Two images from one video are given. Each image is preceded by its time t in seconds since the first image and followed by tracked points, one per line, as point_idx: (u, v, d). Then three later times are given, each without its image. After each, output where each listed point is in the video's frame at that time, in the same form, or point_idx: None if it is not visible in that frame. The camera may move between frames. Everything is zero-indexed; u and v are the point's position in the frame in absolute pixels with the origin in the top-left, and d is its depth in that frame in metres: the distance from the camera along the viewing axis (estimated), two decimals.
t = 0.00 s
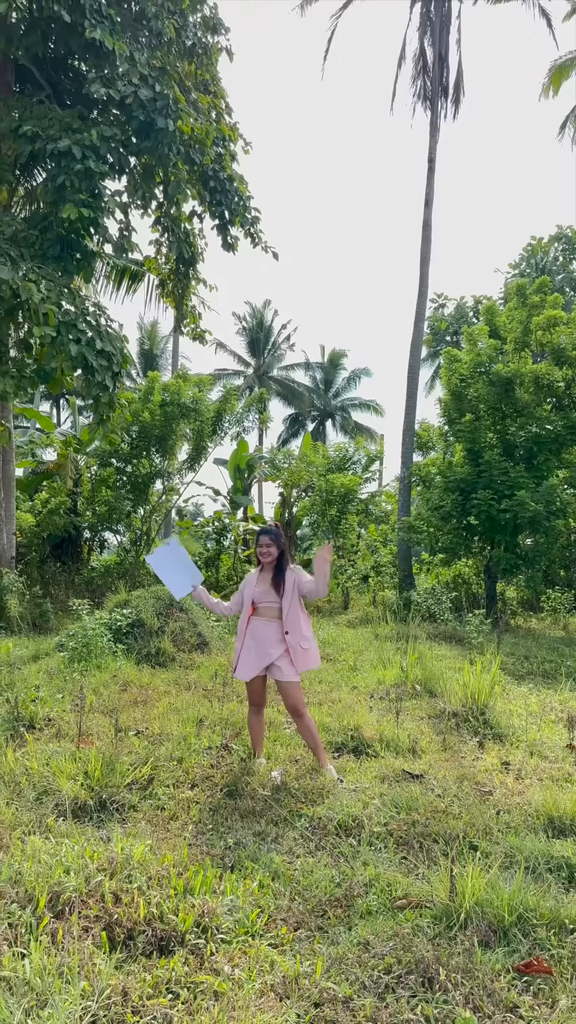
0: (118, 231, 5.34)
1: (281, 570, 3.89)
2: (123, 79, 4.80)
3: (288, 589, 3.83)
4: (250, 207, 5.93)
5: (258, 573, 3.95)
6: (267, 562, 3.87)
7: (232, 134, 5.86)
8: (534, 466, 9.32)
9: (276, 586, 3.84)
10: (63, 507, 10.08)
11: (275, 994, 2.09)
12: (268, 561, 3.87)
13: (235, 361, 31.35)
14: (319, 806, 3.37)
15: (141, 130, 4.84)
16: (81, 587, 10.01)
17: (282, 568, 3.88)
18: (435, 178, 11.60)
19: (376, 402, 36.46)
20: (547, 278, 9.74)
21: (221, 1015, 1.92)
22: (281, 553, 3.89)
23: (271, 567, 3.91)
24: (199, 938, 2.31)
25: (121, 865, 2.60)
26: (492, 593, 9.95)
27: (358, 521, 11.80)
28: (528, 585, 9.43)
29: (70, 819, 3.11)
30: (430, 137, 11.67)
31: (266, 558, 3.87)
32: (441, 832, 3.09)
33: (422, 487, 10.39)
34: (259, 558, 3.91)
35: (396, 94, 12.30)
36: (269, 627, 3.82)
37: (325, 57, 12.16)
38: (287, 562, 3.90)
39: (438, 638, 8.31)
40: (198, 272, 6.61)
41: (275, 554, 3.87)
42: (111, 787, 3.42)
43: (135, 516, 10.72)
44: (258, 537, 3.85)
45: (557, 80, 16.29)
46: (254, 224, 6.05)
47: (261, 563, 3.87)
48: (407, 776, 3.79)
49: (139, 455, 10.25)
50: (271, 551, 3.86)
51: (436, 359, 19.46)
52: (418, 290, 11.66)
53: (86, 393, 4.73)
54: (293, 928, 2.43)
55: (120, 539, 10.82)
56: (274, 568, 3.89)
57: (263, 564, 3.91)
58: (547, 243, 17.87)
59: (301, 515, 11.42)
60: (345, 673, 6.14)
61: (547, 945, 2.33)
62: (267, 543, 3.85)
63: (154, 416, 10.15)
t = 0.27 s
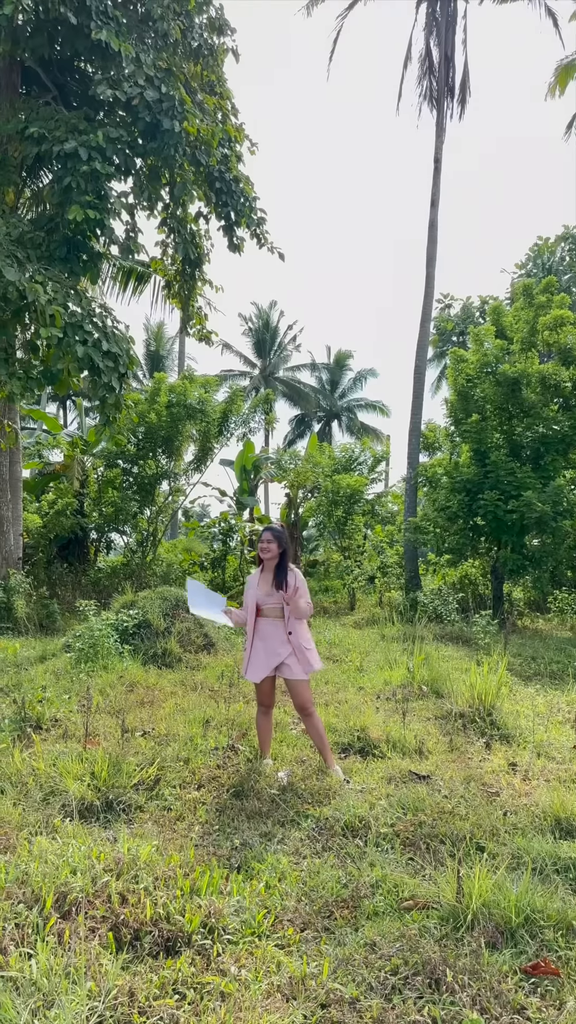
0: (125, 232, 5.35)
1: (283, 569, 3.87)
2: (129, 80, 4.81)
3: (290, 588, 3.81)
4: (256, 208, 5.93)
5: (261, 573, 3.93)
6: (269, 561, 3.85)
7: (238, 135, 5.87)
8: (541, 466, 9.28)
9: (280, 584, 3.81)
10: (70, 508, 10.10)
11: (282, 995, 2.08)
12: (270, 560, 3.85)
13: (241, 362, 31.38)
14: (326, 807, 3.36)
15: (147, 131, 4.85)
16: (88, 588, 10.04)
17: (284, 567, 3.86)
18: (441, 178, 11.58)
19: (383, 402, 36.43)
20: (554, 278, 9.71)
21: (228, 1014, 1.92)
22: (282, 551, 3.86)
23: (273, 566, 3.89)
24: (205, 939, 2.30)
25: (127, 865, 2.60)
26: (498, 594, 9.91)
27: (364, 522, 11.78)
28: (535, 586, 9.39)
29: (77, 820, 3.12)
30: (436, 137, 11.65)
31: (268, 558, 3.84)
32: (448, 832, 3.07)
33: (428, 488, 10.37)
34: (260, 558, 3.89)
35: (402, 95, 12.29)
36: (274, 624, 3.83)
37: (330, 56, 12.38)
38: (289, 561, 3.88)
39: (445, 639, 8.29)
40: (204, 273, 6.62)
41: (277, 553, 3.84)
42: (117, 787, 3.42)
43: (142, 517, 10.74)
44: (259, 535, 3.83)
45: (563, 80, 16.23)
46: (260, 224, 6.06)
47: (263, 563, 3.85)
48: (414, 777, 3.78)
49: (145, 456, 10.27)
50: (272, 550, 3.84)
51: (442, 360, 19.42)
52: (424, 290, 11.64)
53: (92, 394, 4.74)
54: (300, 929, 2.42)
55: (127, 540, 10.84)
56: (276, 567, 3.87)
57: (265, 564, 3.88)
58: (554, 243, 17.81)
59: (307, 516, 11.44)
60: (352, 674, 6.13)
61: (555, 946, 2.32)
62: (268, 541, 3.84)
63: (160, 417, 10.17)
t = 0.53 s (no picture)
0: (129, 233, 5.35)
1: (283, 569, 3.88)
2: (133, 81, 4.82)
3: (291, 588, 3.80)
4: (260, 208, 5.93)
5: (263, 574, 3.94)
6: (269, 562, 3.86)
7: (242, 136, 5.87)
8: (545, 466, 9.26)
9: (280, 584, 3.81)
10: (75, 509, 10.12)
11: (286, 995, 2.08)
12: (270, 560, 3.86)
13: (244, 362, 31.38)
14: (331, 807, 3.36)
15: (152, 132, 4.85)
16: (93, 588, 10.05)
17: (284, 567, 3.88)
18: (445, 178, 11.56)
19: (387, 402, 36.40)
20: (558, 277, 9.68)
21: (232, 1015, 1.92)
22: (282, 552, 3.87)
23: (274, 567, 3.90)
24: (210, 939, 2.30)
25: (132, 866, 2.60)
26: (503, 594, 9.89)
27: (369, 522, 11.77)
28: (540, 586, 9.37)
29: (81, 820, 3.12)
30: (441, 137, 11.63)
31: (267, 558, 3.86)
32: (453, 832, 3.07)
33: (432, 488, 10.36)
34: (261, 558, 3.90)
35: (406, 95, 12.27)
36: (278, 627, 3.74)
37: (333, 64, 12.61)
38: (288, 561, 3.90)
39: (449, 639, 8.27)
40: (207, 274, 6.62)
41: (276, 553, 3.86)
42: (122, 788, 3.43)
43: (146, 518, 10.75)
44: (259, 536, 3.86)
45: (567, 79, 16.20)
46: (264, 225, 6.05)
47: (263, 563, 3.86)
48: (418, 777, 3.78)
49: (150, 457, 10.29)
50: (271, 549, 3.84)
51: (446, 359, 19.38)
52: (428, 290, 11.63)
53: (96, 395, 4.74)
54: (305, 929, 2.42)
55: (131, 540, 10.85)
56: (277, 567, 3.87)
57: (265, 565, 3.90)
58: (559, 243, 17.76)
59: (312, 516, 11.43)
60: (356, 674, 6.13)
61: (560, 947, 2.31)
62: (267, 541, 3.85)
63: (165, 417, 10.19)
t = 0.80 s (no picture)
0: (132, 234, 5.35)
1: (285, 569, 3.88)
2: (136, 81, 4.82)
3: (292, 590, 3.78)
4: (263, 209, 5.93)
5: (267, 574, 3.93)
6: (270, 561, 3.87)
7: (244, 135, 5.87)
8: (549, 466, 9.24)
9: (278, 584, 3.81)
10: (78, 509, 10.13)
11: (290, 995, 2.08)
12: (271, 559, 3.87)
13: (247, 362, 31.38)
14: (334, 807, 3.35)
15: (154, 132, 4.85)
16: (96, 588, 10.06)
17: (285, 568, 3.88)
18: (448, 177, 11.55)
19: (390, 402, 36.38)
20: (561, 277, 9.66)
21: (236, 1016, 1.92)
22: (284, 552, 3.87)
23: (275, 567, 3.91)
24: (214, 939, 2.30)
25: (135, 866, 2.61)
26: (506, 594, 9.87)
27: (372, 522, 11.77)
28: (543, 586, 9.35)
29: (85, 820, 3.12)
30: (443, 136, 11.61)
31: (268, 559, 3.87)
32: (456, 833, 3.06)
33: (435, 488, 10.35)
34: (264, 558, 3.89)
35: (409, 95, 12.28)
36: (276, 628, 3.70)
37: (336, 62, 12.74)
38: (290, 561, 3.90)
39: (453, 639, 8.25)
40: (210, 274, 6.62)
41: (276, 554, 3.87)
42: (125, 788, 3.43)
43: (149, 518, 10.76)
44: (261, 536, 3.87)
45: (570, 78, 16.15)
46: (267, 225, 6.05)
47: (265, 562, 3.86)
48: (422, 777, 3.77)
49: (153, 457, 10.29)
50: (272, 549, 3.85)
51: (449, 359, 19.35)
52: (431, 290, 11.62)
53: (99, 395, 4.75)
54: (308, 929, 2.42)
55: (134, 540, 10.86)
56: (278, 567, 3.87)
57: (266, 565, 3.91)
58: (561, 243, 17.73)
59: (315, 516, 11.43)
60: (359, 674, 6.12)
61: (564, 948, 2.30)
62: (269, 541, 3.86)
63: (168, 418, 10.19)
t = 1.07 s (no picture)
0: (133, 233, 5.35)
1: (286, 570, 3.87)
2: (137, 81, 4.82)
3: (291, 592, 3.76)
4: (264, 208, 5.93)
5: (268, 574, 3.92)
6: (271, 561, 3.86)
7: (245, 135, 5.86)
8: (551, 465, 9.23)
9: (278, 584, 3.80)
10: (80, 509, 10.14)
11: (292, 995, 2.08)
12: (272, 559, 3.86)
13: (249, 362, 31.37)
14: (336, 806, 3.35)
15: (155, 132, 4.84)
16: (98, 588, 10.06)
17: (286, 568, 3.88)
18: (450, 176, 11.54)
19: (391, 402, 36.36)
20: (563, 276, 9.65)
21: (239, 1016, 1.92)
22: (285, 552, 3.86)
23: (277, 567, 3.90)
24: (216, 939, 2.30)
25: (138, 865, 2.60)
26: (509, 594, 9.86)
27: (373, 522, 11.77)
28: (545, 585, 9.34)
29: (87, 820, 3.12)
30: (445, 135, 11.59)
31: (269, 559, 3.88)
32: (459, 832, 3.05)
33: (437, 487, 10.35)
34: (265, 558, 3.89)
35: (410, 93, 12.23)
36: (274, 630, 3.71)
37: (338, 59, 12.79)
38: (291, 562, 3.90)
39: (455, 638, 8.24)
40: (211, 274, 6.62)
41: (278, 554, 3.87)
42: (127, 787, 3.43)
43: (151, 518, 10.76)
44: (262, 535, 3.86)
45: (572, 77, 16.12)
46: (268, 224, 6.05)
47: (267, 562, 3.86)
48: (424, 777, 3.77)
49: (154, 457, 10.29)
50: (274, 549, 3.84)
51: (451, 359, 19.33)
52: (432, 289, 11.60)
53: (101, 395, 4.75)
54: (310, 929, 2.42)
55: (136, 540, 10.86)
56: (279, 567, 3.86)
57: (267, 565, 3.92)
58: (563, 242, 17.70)
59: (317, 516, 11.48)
60: (361, 674, 6.12)
61: (567, 947, 2.30)
62: (270, 541, 3.85)
63: (169, 417, 10.19)
